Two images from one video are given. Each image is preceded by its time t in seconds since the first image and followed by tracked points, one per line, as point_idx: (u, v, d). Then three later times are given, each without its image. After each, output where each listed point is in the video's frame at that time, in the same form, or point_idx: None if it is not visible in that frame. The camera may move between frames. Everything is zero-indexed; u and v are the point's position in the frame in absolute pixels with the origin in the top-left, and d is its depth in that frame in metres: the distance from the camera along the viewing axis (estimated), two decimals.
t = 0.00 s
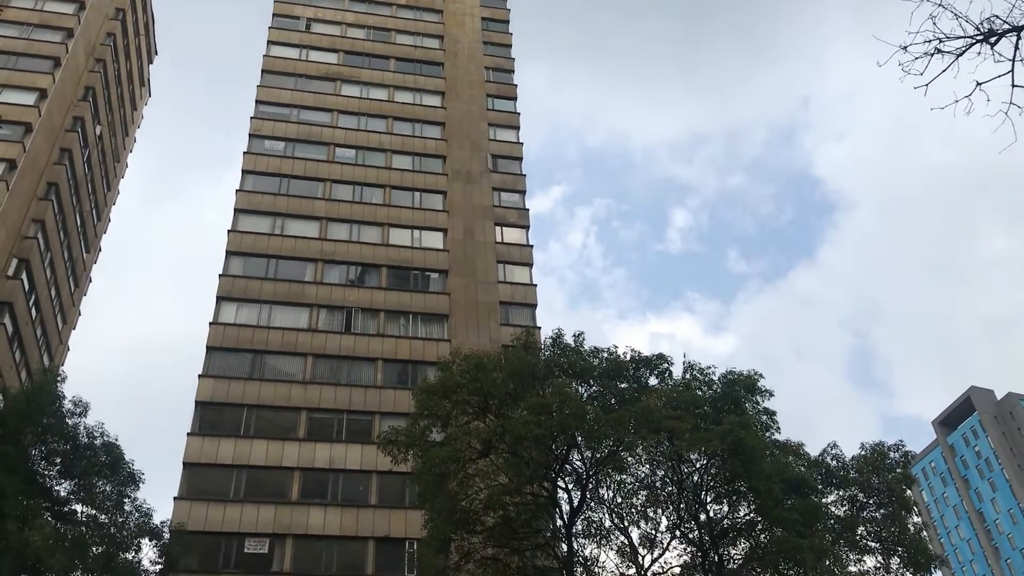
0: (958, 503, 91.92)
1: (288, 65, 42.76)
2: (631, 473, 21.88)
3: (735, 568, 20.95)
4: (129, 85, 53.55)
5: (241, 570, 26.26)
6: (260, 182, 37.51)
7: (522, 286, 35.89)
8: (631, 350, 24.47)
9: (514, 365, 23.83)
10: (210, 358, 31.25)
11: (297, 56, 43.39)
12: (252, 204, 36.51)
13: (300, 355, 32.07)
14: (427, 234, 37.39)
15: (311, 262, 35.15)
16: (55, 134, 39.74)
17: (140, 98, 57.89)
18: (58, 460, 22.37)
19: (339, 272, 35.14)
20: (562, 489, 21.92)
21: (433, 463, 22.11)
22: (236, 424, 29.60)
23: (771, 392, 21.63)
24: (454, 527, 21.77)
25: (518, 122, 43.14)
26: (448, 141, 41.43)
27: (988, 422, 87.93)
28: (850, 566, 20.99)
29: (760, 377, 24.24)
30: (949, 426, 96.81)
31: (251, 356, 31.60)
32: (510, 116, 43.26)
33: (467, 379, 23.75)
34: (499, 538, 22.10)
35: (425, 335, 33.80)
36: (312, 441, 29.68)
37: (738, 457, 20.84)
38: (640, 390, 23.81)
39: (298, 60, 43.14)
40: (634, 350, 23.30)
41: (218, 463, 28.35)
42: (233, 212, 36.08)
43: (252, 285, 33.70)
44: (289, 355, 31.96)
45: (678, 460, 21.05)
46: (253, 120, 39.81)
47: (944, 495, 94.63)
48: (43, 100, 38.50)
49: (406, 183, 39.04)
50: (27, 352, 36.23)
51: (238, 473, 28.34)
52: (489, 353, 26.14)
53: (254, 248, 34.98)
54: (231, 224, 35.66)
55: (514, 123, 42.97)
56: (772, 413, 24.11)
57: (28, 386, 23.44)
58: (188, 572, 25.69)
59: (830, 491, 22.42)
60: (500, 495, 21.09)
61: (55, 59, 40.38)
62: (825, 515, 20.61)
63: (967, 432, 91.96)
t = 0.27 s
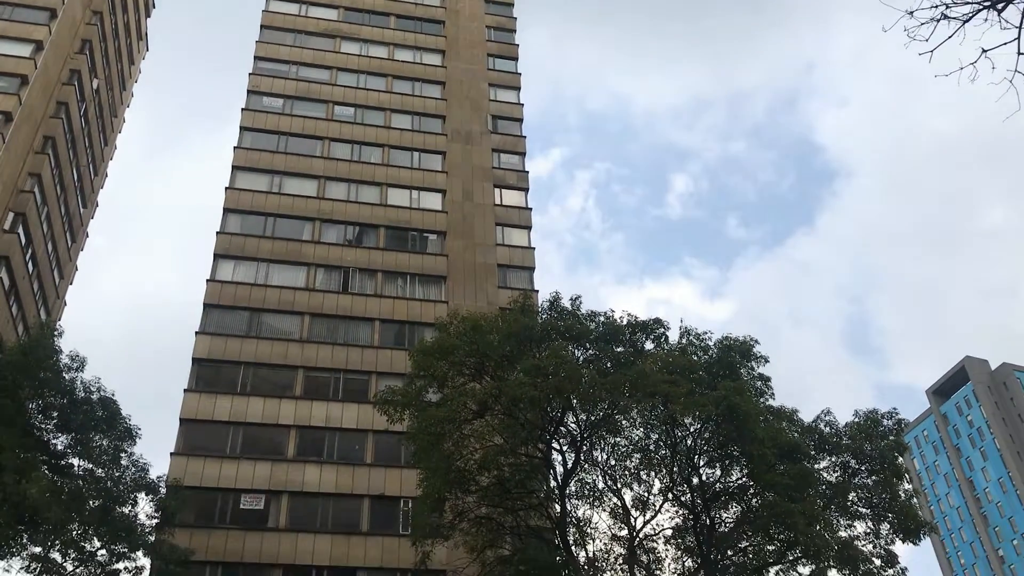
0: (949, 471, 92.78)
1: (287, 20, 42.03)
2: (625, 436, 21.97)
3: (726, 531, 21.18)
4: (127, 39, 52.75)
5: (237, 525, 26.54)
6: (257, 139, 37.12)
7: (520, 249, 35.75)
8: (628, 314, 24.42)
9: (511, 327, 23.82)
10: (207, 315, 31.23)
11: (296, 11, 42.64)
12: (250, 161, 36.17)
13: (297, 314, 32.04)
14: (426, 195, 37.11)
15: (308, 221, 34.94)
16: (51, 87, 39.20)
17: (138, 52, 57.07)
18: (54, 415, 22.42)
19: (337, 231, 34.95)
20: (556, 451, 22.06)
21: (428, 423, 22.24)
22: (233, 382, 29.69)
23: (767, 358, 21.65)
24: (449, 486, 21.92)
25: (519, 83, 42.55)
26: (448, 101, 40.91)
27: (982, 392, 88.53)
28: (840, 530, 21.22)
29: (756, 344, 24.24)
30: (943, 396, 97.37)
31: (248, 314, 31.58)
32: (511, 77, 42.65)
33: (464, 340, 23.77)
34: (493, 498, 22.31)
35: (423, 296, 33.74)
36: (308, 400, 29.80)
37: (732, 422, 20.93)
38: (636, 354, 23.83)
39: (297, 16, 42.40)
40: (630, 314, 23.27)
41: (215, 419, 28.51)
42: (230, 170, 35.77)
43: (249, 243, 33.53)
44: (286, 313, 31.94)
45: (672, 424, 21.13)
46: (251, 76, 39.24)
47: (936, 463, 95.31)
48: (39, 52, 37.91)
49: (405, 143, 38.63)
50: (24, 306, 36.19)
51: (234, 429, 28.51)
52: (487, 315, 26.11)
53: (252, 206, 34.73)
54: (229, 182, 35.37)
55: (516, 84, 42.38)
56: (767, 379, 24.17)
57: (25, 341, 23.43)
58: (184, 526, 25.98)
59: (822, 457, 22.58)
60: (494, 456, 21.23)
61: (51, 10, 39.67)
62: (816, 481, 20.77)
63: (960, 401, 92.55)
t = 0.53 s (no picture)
0: (932, 442, 93.68)
1: None
2: (613, 401, 22.11)
3: (710, 496, 21.46)
4: None
5: (226, 482, 26.77)
6: (249, 97, 36.61)
7: (513, 213, 35.60)
8: (619, 280, 24.42)
9: (502, 291, 23.81)
10: (198, 273, 31.09)
11: None
12: (242, 119, 35.71)
13: (287, 274, 31.94)
14: (418, 157, 36.80)
15: (300, 181, 34.64)
16: (41, 39, 38.44)
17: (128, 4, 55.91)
18: (43, 369, 22.39)
19: (329, 192, 34.68)
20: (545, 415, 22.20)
21: (419, 384, 22.34)
22: (223, 341, 29.67)
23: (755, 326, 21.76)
24: (438, 447, 22.05)
25: (515, 45, 41.97)
26: (442, 62, 40.37)
27: (968, 364, 89.51)
28: (823, 497, 21.54)
29: (745, 312, 24.33)
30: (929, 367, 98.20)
31: (238, 274, 31.45)
32: (506, 39, 42.05)
33: (455, 303, 23.77)
34: (481, 460, 22.52)
35: (414, 258, 33.65)
36: (298, 360, 29.85)
37: (719, 389, 21.07)
38: (626, 320, 23.90)
39: None
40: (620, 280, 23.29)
41: (205, 377, 28.55)
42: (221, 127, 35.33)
43: (241, 202, 33.28)
44: (276, 273, 31.82)
45: (660, 390, 21.28)
46: (243, 33, 38.56)
47: (919, 434, 96.20)
48: (28, 3, 37.07)
49: (398, 103, 38.18)
50: (13, 261, 35.90)
51: (224, 388, 28.59)
52: (478, 279, 26.06)
53: (243, 164, 34.38)
54: (220, 140, 34.96)
55: (511, 46, 41.81)
56: (755, 347, 24.34)
57: (13, 295, 23.31)
58: (174, 483, 26.18)
59: (807, 425, 22.84)
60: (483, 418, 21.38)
61: None
62: (801, 448, 21.02)
63: (946, 373, 93.45)
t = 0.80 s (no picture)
0: (909, 416, 94.95)
1: None
2: (595, 370, 22.21)
3: (689, 465, 21.76)
4: None
5: (207, 446, 26.81)
6: (232, 58, 35.98)
7: (498, 182, 35.43)
8: (603, 251, 24.43)
9: (486, 260, 23.78)
10: (180, 236, 30.78)
11: None
12: (225, 81, 35.13)
13: (270, 239, 31.70)
14: (404, 123, 36.42)
15: (284, 144, 34.23)
16: None
17: None
18: (23, 330, 22.22)
19: (313, 156, 34.32)
20: (527, 382, 22.32)
21: (402, 350, 22.37)
22: (205, 305, 29.50)
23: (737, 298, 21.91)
24: (419, 413, 22.15)
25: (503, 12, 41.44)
26: (429, 27, 39.81)
27: (946, 339, 90.86)
28: (799, 468, 21.89)
29: (727, 284, 24.47)
30: (908, 341, 99.36)
31: (221, 238, 31.17)
32: (494, 5, 41.49)
33: (439, 271, 23.74)
34: (463, 426, 22.66)
35: (398, 225, 33.47)
36: (280, 325, 29.76)
37: (700, 360, 21.22)
38: (609, 291, 23.97)
39: None
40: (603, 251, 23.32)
41: (186, 341, 28.43)
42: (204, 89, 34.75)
43: (224, 166, 32.86)
44: (259, 238, 31.57)
45: (641, 360, 21.43)
46: None
47: (896, 407, 97.33)
48: None
49: (384, 68, 37.67)
50: None
51: (205, 352, 28.50)
52: (462, 247, 25.98)
53: (226, 127, 33.89)
54: (203, 101, 34.41)
55: (499, 12, 41.27)
56: (736, 319, 24.55)
57: None
58: (154, 445, 26.18)
59: (786, 397, 23.13)
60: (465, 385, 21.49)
61: None
62: (779, 420, 21.30)
63: (924, 348, 94.74)
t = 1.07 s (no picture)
0: (883, 394, 96.19)
1: None
2: (572, 345, 22.25)
3: (664, 440, 21.96)
4: None
5: (182, 417, 26.63)
6: (209, 25, 35.22)
7: (478, 155, 35.17)
8: (583, 227, 24.36)
9: (465, 234, 23.64)
10: (155, 206, 30.29)
11: None
12: (202, 47, 34.41)
13: (247, 209, 31.29)
14: (384, 93, 35.93)
15: (261, 113, 33.68)
16: None
17: None
18: None
19: (291, 126, 33.81)
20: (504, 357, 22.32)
21: (380, 323, 22.27)
22: (180, 275, 29.13)
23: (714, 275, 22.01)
24: (396, 386, 22.11)
25: None
26: None
27: (921, 319, 92.21)
28: (773, 443, 22.19)
29: (706, 261, 24.54)
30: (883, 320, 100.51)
31: (197, 208, 30.73)
32: None
33: (418, 244, 23.57)
34: (440, 400, 22.65)
35: (377, 197, 33.17)
36: (257, 296, 29.49)
37: (676, 336, 21.31)
38: (588, 267, 23.95)
39: None
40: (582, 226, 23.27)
41: (161, 311, 28.10)
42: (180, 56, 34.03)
43: (200, 134, 32.29)
44: (236, 208, 31.15)
45: (618, 335, 21.50)
46: None
47: (869, 386, 98.50)
48: None
49: (364, 37, 37.07)
50: None
51: (181, 322, 28.20)
52: (442, 220, 25.79)
53: (202, 95, 33.26)
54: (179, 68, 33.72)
55: None
56: (713, 296, 24.68)
57: None
58: (129, 415, 25.97)
59: (761, 373, 23.34)
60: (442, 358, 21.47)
61: None
62: (754, 396, 21.52)
63: (899, 327, 96.02)
